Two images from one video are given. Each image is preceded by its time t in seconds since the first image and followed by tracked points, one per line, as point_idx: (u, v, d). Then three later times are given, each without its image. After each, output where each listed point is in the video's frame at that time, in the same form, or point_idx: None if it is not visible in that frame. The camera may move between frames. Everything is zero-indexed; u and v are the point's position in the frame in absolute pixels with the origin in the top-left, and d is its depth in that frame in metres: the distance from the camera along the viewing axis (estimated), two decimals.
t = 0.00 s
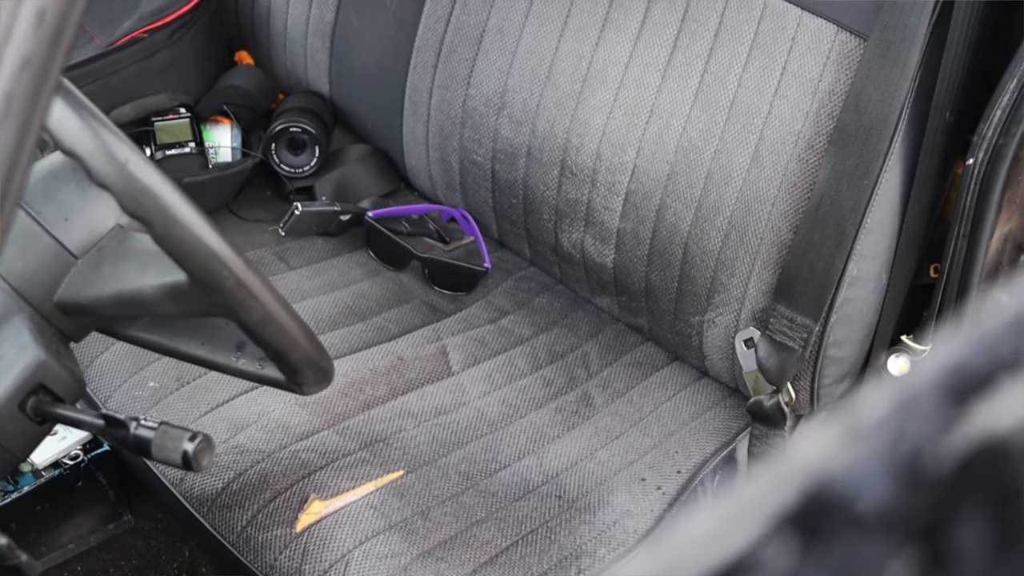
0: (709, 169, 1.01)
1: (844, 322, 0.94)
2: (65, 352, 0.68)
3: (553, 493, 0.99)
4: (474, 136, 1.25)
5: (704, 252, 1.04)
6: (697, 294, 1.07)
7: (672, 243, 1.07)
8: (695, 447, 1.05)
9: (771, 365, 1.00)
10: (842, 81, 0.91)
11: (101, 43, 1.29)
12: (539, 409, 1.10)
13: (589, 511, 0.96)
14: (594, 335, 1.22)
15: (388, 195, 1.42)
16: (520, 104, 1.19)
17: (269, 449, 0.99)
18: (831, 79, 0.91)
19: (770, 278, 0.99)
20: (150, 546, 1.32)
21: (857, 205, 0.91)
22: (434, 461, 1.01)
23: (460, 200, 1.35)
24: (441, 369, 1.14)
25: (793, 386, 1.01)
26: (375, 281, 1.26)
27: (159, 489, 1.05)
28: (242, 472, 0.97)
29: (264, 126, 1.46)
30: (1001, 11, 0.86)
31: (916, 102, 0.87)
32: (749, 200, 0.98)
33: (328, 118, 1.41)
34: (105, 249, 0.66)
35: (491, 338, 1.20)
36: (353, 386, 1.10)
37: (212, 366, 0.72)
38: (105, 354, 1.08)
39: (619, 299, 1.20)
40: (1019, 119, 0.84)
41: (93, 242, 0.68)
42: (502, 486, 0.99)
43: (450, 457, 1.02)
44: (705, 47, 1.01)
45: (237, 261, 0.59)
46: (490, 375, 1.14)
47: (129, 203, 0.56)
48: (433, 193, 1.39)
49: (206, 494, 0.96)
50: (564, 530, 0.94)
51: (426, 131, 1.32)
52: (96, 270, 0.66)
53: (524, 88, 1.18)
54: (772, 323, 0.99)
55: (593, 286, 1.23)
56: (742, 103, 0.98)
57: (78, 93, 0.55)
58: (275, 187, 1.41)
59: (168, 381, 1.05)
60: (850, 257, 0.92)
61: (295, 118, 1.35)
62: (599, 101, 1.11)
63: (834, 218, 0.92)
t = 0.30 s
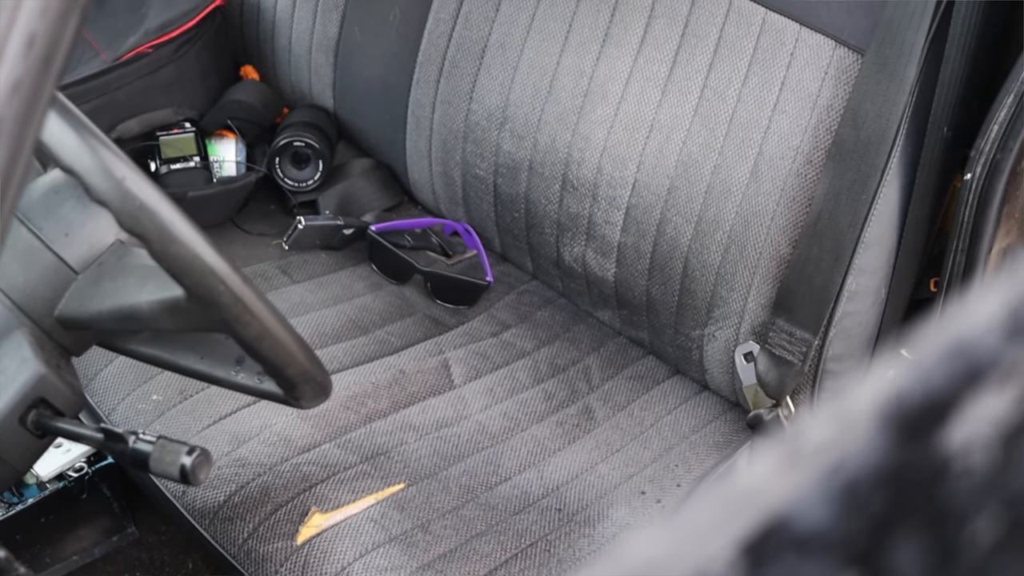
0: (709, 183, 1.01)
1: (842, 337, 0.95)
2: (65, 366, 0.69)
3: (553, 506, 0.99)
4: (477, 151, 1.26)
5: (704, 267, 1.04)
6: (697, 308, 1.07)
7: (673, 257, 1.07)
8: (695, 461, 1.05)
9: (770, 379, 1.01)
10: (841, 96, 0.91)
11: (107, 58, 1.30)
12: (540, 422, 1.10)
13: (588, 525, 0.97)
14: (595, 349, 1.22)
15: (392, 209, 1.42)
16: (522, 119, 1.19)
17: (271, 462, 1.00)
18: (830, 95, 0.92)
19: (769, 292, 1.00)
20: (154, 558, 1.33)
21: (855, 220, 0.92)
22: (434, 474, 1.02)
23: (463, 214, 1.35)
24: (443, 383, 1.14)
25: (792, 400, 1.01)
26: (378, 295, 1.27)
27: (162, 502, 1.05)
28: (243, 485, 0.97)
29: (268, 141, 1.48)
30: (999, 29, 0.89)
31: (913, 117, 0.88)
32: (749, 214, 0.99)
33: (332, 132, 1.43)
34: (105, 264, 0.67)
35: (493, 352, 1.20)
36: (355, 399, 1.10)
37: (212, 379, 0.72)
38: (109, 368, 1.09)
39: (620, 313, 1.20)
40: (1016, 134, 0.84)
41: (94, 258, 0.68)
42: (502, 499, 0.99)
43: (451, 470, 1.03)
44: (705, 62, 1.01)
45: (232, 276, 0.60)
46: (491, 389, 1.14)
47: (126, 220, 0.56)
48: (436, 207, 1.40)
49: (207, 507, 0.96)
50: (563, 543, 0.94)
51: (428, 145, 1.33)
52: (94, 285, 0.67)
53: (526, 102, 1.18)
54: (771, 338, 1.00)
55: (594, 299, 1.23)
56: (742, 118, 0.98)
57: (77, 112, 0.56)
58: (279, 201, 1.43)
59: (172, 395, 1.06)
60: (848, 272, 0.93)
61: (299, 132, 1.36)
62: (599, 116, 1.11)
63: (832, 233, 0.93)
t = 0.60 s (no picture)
0: (709, 198, 1.02)
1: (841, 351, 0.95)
2: (65, 381, 0.70)
3: (553, 519, 0.99)
4: (479, 165, 1.27)
5: (704, 281, 1.04)
6: (697, 322, 1.07)
7: (673, 272, 1.07)
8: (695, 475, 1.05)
9: (769, 393, 1.02)
10: (839, 111, 0.92)
11: (113, 72, 1.33)
12: (541, 435, 1.11)
13: (589, 538, 0.97)
14: (597, 362, 1.23)
15: (395, 222, 1.43)
16: (524, 133, 1.20)
17: (273, 474, 1.00)
18: (828, 110, 0.92)
19: (768, 306, 1.00)
20: (157, 571, 1.34)
21: (853, 234, 0.93)
22: (435, 487, 1.02)
23: (466, 228, 1.36)
24: (445, 396, 1.15)
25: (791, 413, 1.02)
26: (382, 308, 1.27)
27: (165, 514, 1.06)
28: (245, 498, 0.98)
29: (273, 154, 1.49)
30: (997, 46, 0.86)
31: (911, 133, 0.88)
32: (748, 229, 0.99)
33: (336, 146, 1.44)
34: (105, 280, 0.68)
35: (495, 365, 1.21)
36: (356, 412, 1.11)
37: (211, 394, 0.73)
38: (113, 380, 1.09)
39: (621, 326, 1.20)
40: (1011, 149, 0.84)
41: (93, 273, 0.69)
42: (502, 512, 1.00)
43: (452, 483, 1.03)
44: (705, 77, 1.01)
45: (229, 294, 0.61)
46: (493, 402, 1.15)
47: (125, 238, 0.57)
48: (440, 220, 1.41)
49: (209, 520, 0.97)
50: (563, 556, 0.94)
51: (431, 159, 1.34)
52: (95, 301, 0.68)
53: (528, 117, 1.19)
54: (770, 352, 1.01)
55: (596, 313, 1.24)
56: (742, 133, 0.99)
57: (76, 131, 0.57)
58: (283, 214, 1.44)
59: (175, 407, 1.07)
60: (847, 286, 0.94)
61: (304, 146, 1.38)
62: (600, 130, 1.12)
63: (830, 248, 0.94)
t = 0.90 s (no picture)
0: (709, 212, 1.02)
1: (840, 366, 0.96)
2: (65, 395, 0.71)
3: (553, 532, 0.99)
4: (482, 178, 1.27)
5: (704, 294, 1.05)
6: (698, 336, 1.08)
7: (674, 285, 1.08)
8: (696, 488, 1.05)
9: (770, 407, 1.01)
10: (838, 126, 0.92)
11: (120, 85, 1.35)
12: (542, 448, 1.11)
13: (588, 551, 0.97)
14: (599, 375, 1.23)
15: (399, 235, 1.44)
16: (526, 146, 1.20)
17: (274, 487, 1.01)
18: (827, 125, 0.93)
19: (767, 321, 1.01)
20: None
21: (852, 249, 0.93)
22: (435, 500, 1.02)
23: (469, 241, 1.37)
24: (446, 409, 1.15)
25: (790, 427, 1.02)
26: (385, 321, 1.28)
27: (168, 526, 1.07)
28: (246, 510, 0.98)
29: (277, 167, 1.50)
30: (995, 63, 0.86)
31: (909, 148, 0.89)
32: (748, 243, 0.99)
33: (340, 159, 1.45)
34: (105, 296, 0.69)
35: (497, 378, 1.21)
36: (358, 425, 1.11)
37: (210, 408, 0.74)
38: (117, 393, 1.10)
39: (623, 340, 1.21)
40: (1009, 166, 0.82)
41: (93, 288, 0.70)
42: (502, 525, 1.00)
43: (452, 496, 1.03)
44: (705, 92, 1.02)
45: (224, 309, 0.61)
46: (495, 415, 1.15)
47: (121, 254, 0.58)
48: (443, 233, 1.42)
49: (211, 531, 0.97)
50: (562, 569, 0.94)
51: (435, 173, 1.34)
52: (95, 316, 0.69)
53: (530, 131, 1.19)
54: (770, 366, 1.02)
55: (597, 326, 1.24)
56: (742, 147, 0.99)
57: (73, 148, 0.57)
58: (288, 227, 1.45)
59: (178, 419, 1.07)
60: (846, 301, 0.95)
61: (308, 160, 1.39)
62: (601, 144, 1.12)
63: (828, 263, 0.94)
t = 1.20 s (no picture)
0: (709, 226, 1.02)
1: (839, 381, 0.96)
2: (65, 408, 0.72)
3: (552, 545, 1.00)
4: (485, 191, 1.28)
5: (704, 308, 1.05)
6: (698, 349, 1.08)
7: (675, 299, 1.08)
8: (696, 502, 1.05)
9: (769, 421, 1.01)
10: (836, 142, 0.93)
11: (126, 99, 1.36)
12: (542, 461, 1.11)
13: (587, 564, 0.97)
14: (601, 388, 1.23)
15: (403, 248, 1.45)
16: (528, 160, 1.21)
17: (275, 499, 1.01)
18: (825, 140, 0.93)
19: (767, 335, 1.01)
20: None
21: (850, 264, 0.93)
22: (435, 513, 1.03)
23: (472, 253, 1.37)
24: (448, 422, 1.15)
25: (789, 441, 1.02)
26: (388, 333, 1.29)
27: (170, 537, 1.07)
28: (247, 522, 0.98)
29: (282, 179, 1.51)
30: (993, 81, 0.87)
31: (908, 161, 0.89)
32: (748, 258, 1.00)
33: (344, 171, 1.46)
34: (103, 310, 0.70)
35: (499, 391, 1.21)
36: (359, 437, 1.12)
37: (209, 421, 0.74)
38: (120, 404, 1.11)
39: (624, 352, 1.21)
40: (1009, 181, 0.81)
41: (91, 302, 0.70)
42: (501, 538, 1.00)
43: (452, 508, 1.04)
44: (705, 106, 1.02)
45: (219, 323, 0.62)
46: (496, 428, 1.15)
47: (117, 269, 0.58)
48: (447, 246, 1.42)
49: (212, 543, 0.97)
50: None
51: (438, 186, 1.35)
52: (94, 330, 0.69)
53: (532, 144, 1.20)
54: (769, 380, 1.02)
55: (599, 339, 1.24)
56: (742, 162, 0.99)
57: (68, 164, 0.58)
58: (292, 238, 1.46)
59: (180, 431, 1.08)
60: (844, 315, 0.95)
61: (312, 172, 1.40)
62: (604, 157, 1.12)
63: (827, 278, 0.95)
